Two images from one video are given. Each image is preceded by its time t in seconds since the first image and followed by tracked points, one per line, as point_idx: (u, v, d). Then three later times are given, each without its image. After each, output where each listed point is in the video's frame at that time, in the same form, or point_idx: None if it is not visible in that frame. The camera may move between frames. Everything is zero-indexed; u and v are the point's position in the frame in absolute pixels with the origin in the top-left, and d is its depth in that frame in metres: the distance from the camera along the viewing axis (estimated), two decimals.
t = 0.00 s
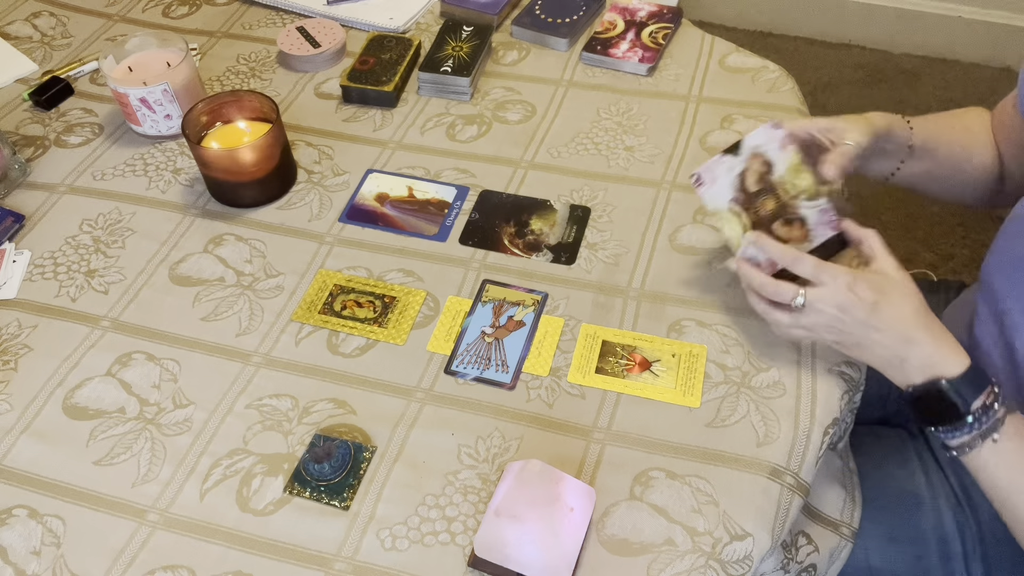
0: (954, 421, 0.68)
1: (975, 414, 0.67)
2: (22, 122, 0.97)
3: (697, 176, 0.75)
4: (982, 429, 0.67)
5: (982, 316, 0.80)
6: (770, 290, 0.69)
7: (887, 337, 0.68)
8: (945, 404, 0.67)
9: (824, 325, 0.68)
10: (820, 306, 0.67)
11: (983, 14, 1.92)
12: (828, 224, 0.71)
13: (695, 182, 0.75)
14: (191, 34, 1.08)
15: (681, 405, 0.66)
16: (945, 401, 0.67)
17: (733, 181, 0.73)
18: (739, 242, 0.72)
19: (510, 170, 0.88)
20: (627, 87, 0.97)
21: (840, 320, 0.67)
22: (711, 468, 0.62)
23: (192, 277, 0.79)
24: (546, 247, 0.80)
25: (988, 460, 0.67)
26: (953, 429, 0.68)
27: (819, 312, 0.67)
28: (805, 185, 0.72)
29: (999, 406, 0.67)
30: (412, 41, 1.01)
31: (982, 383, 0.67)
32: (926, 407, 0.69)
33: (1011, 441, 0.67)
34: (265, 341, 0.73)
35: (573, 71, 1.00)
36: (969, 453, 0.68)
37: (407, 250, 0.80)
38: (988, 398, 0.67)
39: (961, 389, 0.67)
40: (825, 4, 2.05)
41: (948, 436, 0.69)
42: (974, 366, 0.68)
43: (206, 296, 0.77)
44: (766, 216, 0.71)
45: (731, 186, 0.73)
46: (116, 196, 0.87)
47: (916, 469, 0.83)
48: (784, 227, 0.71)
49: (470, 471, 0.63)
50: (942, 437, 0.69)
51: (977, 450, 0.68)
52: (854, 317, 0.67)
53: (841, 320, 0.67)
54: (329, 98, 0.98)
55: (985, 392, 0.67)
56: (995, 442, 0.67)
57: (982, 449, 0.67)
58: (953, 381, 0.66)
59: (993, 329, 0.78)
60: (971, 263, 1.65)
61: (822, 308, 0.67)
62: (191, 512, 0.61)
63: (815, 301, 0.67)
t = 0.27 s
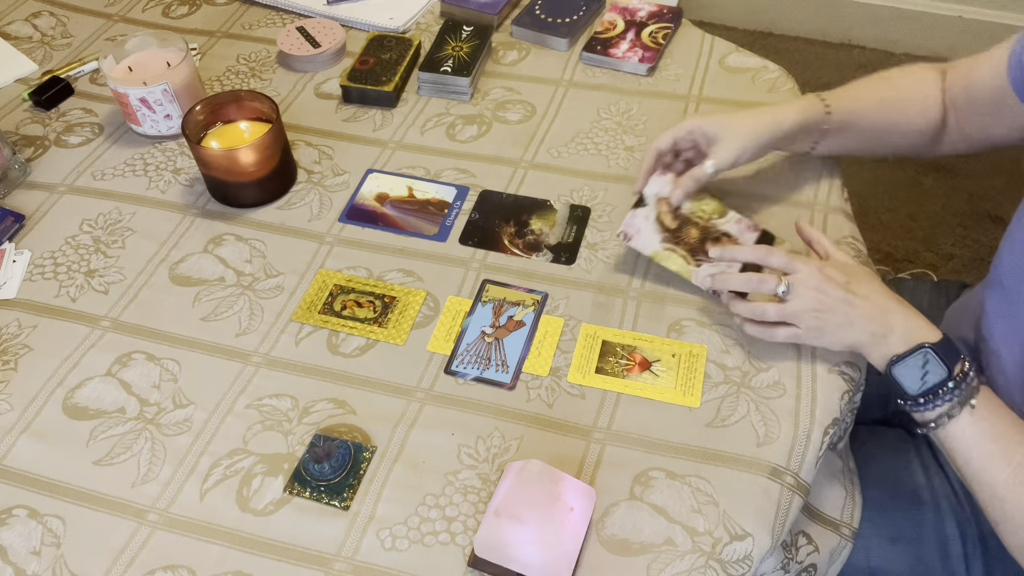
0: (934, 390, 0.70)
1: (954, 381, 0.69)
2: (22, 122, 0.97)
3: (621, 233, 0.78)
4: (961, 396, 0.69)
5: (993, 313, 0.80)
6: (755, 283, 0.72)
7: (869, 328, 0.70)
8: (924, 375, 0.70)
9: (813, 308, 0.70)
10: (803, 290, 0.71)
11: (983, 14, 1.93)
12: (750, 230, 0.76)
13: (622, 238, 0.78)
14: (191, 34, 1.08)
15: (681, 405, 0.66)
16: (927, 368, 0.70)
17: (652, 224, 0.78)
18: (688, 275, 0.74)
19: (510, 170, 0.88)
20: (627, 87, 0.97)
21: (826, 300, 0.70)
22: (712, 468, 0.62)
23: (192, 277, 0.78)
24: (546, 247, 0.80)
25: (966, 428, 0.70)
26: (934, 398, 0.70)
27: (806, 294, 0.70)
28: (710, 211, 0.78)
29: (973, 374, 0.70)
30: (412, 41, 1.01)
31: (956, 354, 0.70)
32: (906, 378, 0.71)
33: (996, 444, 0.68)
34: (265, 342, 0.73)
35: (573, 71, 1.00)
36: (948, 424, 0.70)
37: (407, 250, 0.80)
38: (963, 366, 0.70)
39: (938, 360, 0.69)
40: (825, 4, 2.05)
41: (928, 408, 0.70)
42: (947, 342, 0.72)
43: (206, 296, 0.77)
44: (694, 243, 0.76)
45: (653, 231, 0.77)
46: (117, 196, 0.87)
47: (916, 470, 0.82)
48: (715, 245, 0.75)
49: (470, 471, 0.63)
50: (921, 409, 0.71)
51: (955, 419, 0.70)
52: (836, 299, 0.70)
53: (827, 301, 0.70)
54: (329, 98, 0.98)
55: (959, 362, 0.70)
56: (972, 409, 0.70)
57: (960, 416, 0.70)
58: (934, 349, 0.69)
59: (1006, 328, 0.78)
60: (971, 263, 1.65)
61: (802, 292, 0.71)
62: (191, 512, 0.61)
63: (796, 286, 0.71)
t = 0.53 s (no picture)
0: (940, 403, 0.71)
1: (959, 394, 0.70)
2: (22, 122, 0.97)
3: (595, 264, 0.78)
4: (966, 409, 0.70)
5: (993, 318, 0.80)
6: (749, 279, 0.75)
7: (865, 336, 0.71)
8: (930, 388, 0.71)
9: (808, 308, 0.71)
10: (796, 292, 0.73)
11: (983, 13, 1.92)
12: (713, 235, 0.80)
13: (597, 269, 0.77)
14: (191, 34, 1.08)
15: (681, 405, 0.66)
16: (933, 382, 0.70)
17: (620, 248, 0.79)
18: (669, 283, 0.76)
19: (510, 170, 0.88)
20: (627, 87, 0.97)
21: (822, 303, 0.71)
22: (712, 469, 0.62)
23: (192, 277, 0.78)
24: (546, 247, 0.80)
25: (971, 441, 0.70)
26: (939, 412, 0.71)
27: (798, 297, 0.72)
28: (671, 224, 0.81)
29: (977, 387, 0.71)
30: (412, 41, 1.01)
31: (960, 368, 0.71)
32: (911, 392, 0.71)
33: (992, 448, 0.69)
34: (265, 341, 0.73)
35: (573, 71, 1.00)
36: (953, 437, 0.71)
37: (407, 250, 0.80)
38: (967, 380, 0.71)
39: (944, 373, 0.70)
40: (825, 4, 2.05)
41: (933, 421, 0.71)
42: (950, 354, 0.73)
43: (206, 296, 0.77)
44: (665, 257, 0.78)
45: (624, 256, 0.78)
46: (117, 196, 0.87)
47: (917, 470, 0.83)
48: (685, 254, 0.78)
49: (470, 470, 0.63)
50: (927, 423, 0.72)
51: (960, 432, 0.71)
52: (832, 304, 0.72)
53: (822, 303, 0.71)
54: (329, 98, 0.98)
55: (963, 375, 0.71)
56: (977, 421, 0.70)
57: (964, 430, 0.71)
58: (938, 361, 0.70)
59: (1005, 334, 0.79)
60: (971, 263, 1.65)
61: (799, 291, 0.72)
62: (191, 512, 0.61)
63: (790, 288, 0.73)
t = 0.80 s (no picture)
0: (944, 402, 0.70)
1: (963, 393, 0.70)
2: (22, 122, 0.97)
3: (595, 268, 0.78)
4: (969, 409, 0.70)
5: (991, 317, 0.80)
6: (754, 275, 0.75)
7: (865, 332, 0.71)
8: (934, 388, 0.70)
9: (812, 307, 0.71)
10: (800, 289, 0.73)
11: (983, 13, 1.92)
12: (712, 233, 0.80)
13: (597, 271, 0.77)
14: (191, 34, 1.08)
15: (681, 405, 0.66)
16: (936, 381, 0.70)
17: (620, 251, 0.79)
18: (670, 284, 0.76)
19: (510, 170, 0.88)
20: (627, 87, 0.97)
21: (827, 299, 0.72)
22: (712, 469, 0.62)
23: (192, 277, 0.79)
24: (546, 247, 0.80)
25: (973, 440, 0.71)
26: (942, 411, 0.71)
27: (803, 293, 0.72)
28: (670, 224, 0.81)
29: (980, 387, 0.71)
30: (412, 41, 1.01)
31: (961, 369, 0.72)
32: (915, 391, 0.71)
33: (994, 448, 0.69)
34: (265, 341, 0.73)
35: (573, 71, 1.00)
36: (955, 437, 0.71)
37: (407, 250, 0.80)
38: (969, 380, 0.71)
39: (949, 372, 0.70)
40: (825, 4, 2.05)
41: (937, 420, 0.71)
42: (952, 356, 0.73)
43: (206, 296, 0.77)
44: (665, 258, 0.78)
45: (624, 258, 0.78)
46: (117, 196, 0.87)
47: (917, 471, 0.83)
48: (684, 254, 0.78)
49: (470, 470, 0.63)
50: (929, 422, 0.71)
51: (962, 431, 0.71)
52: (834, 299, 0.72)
53: (827, 301, 0.71)
54: (329, 98, 0.98)
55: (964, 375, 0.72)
56: (979, 421, 0.71)
57: (968, 430, 0.71)
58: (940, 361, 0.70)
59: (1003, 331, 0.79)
60: (971, 263, 1.65)
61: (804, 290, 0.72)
62: (191, 512, 0.61)
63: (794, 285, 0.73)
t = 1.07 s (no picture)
0: (938, 440, 0.66)
1: (956, 426, 0.66)
2: (22, 122, 0.97)
3: (595, 267, 0.78)
4: (966, 441, 0.66)
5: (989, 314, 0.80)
6: (775, 313, 0.64)
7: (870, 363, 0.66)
8: (925, 424, 0.66)
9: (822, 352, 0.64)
10: (823, 336, 0.64)
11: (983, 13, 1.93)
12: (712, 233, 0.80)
13: (597, 270, 0.77)
14: (191, 34, 1.08)
15: (681, 405, 0.66)
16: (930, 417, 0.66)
17: (620, 250, 0.79)
18: (670, 284, 0.76)
19: (510, 170, 0.88)
20: (627, 87, 0.97)
21: (843, 348, 0.64)
22: (712, 469, 0.62)
23: (192, 277, 0.79)
24: (546, 247, 0.80)
25: (975, 473, 0.66)
26: (938, 447, 0.66)
27: (823, 342, 0.64)
28: (670, 224, 0.81)
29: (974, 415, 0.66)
30: (412, 41, 1.01)
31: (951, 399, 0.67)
32: (907, 430, 0.67)
33: (992, 448, 0.67)
34: (265, 341, 0.73)
35: (573, 71, 1.00)
36: (955, 471, 0.67)
37: (407, 250, 0.80)
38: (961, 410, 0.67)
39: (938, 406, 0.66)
40: (825, 4, 2.05)
41: (934, 458, 0.66)
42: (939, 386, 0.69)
43: (206, 296, 0.77)
44: (665, 258, 0.78)
45: (625, 258, 0.78)
46: (117, 196, 0.87)
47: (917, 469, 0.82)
48: (684, 254, 0.78)
49: (470, 471, 0.63)
50: (927, 460, 0.67)
51: (963, 465, 0.67)
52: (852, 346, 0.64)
53: (843, 346, 0.64)
54: (329, 98, 0.98)
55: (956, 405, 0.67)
56: (978, 453, 0.66)
57: (968, 463, 0.66)
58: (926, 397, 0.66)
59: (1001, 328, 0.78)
60: (971, 263, 1.65)
61: (823, 334, 0.64)
62: (191, 512, 0.61)
63: (820, 328, 0.64)
